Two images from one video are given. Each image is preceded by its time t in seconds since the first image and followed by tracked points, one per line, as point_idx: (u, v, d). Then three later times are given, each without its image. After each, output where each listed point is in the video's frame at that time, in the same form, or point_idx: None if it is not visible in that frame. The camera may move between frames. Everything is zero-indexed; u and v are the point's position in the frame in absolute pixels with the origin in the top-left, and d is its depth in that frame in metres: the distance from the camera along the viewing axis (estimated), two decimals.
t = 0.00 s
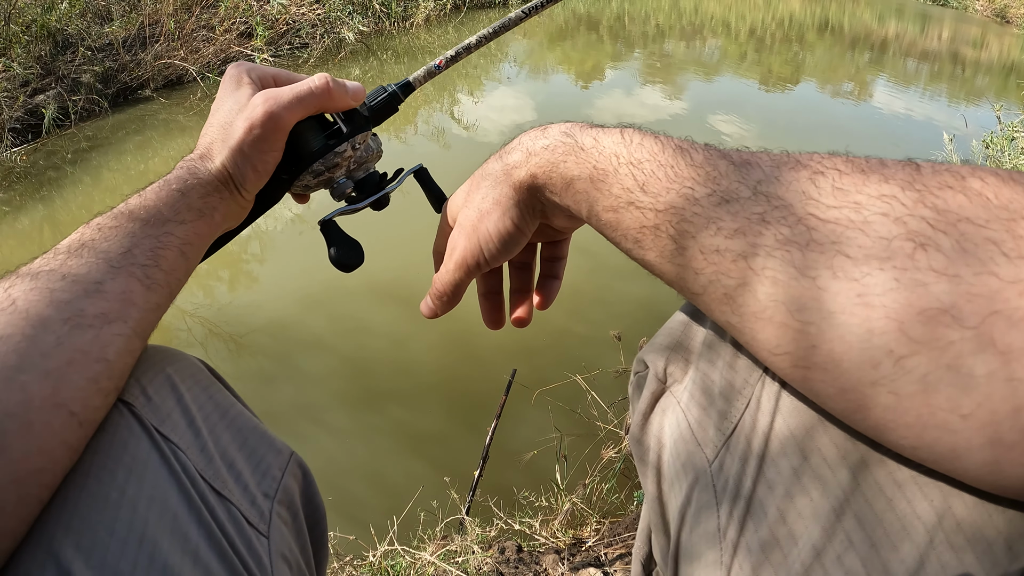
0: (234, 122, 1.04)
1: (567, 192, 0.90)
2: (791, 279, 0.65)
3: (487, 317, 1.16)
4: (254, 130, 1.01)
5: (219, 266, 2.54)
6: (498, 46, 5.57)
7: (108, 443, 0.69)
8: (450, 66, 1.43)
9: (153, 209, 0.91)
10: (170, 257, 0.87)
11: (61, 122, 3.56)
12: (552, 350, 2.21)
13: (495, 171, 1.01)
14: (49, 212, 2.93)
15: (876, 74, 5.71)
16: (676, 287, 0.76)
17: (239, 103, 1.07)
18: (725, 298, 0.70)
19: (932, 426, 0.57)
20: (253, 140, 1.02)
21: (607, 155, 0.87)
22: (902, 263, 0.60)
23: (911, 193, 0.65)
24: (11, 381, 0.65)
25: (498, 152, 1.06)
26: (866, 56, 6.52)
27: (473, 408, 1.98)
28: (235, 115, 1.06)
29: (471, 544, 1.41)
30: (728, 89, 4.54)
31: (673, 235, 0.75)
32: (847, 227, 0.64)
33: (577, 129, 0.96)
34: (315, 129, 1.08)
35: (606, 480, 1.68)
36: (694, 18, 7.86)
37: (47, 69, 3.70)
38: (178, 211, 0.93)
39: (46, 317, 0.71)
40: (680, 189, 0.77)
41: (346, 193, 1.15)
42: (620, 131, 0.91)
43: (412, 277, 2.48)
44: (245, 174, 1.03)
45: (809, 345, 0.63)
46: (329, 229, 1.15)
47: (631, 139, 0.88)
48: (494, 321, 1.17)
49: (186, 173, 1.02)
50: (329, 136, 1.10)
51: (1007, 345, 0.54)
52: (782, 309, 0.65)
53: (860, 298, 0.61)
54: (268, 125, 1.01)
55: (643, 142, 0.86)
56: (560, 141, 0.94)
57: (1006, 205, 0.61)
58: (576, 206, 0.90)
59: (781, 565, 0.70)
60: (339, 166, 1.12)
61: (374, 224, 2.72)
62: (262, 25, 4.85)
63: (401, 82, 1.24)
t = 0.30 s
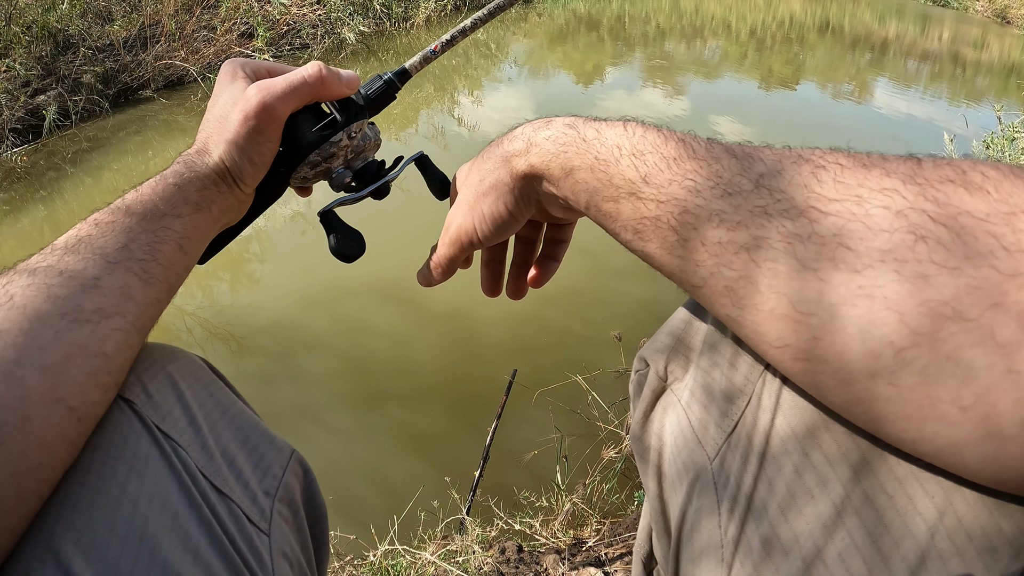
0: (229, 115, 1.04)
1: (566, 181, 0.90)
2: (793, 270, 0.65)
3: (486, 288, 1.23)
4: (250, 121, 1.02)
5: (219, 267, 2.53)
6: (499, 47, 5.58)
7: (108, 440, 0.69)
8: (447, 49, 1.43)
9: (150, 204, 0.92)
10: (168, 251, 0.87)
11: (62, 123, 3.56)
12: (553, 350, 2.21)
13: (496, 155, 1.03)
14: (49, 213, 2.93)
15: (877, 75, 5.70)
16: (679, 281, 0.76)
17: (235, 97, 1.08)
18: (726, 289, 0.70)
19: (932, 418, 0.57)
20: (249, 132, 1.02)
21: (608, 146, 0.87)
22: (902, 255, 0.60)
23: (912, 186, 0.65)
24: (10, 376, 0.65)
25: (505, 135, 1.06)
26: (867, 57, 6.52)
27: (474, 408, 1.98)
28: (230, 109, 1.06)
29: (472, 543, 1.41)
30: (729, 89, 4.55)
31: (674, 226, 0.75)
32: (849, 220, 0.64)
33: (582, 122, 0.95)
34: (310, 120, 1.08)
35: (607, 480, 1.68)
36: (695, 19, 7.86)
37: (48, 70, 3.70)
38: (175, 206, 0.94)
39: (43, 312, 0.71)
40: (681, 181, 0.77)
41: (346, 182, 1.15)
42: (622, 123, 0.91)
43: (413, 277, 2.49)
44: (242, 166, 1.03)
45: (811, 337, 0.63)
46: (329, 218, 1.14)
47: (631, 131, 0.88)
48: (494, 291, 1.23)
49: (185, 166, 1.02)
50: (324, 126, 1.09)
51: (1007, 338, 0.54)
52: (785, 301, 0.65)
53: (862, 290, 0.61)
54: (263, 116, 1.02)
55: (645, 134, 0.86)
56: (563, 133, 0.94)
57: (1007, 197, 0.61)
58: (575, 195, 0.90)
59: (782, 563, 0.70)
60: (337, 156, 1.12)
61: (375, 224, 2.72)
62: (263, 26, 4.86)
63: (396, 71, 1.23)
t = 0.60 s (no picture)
0: (226, 112, 1.05)
1: (560, 185, 0.90)
2: (793, 270, 0.64)
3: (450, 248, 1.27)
4: (249, 111, 1.02)
5: (220, 268, 2.52)
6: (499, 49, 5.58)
7: (109, 440, 0.69)
8: (425, 47, 1.44)
9: (148, 202, 0.92)
10: (166, 248, 0.87)
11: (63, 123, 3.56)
12: (554, 351, 2.21)
13: (505, 148, 1.00)
14: (50, 213, 2.93)
15: (877, 76, 5.72)
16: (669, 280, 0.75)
17: (230, 95, 1.08)
18: (724, 296, 0.69)
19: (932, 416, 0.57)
20: (248, 123, 1.02)
21: (603, 153, 0.87)
22: (897, 259, 0.61)
23: (907, 189, 0.65)
24: (8, 375, 0.65)
25: (506, 130, 1.06)
26: (868, 57, 6.52)
27: (475, 408, 1.98)
28: (226, 106, 1.06)
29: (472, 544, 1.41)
30: (729, 90, 4.55)
31: (671, 233, 0.75)
32: (845, 224, 0.64)
33: (580, 130, 0.95)
34: (303, 113, 1.08)
35: (607, 481, 1.68)
36: (695, 20, 7.88)
37: (49, 70, 3.70)
38: (173, 203, 0.94)
39: (41, 311, 0.71)
40: (678, 187, 0.77)
41: (342, 172, 1.13)
42: (618, 129, 0.90)
43: (414, 278, 2.48)
44: (242, 159, 1.04)
45: (809, 341, 0.63)
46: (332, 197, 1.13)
47: (624, 139, 0.87)
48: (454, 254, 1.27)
49: (183, 165, 1.02)
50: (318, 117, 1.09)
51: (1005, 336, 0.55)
52: (782, 307, 0.65)
53: (858, 293, 0.61)
54: (261, 106, 1.02)
55: (641, 140, 0.86)
56: (565, 140, 0.93)
57: (1000, 196, 0.62)
58: (570, 199, 0.89)
59: (782, 563, 0.70)
60: (332, 145, 1.11)
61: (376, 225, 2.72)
62: (264, 27, 4.86)
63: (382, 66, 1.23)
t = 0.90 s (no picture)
0: (224, 110, 1.05)
1: (542, 213, 0.89)
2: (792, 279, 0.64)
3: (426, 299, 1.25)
4: (246, 107, 1.02)
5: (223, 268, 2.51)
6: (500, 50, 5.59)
7: (110, 442, 0.69)
8: (416, 43, 1.47)
9: (148, 203, 0.92)
10: (166, 250, 0.87)
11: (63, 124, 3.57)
12: (556, 351, 2.21)
13: (478, 174, 0.99)
14: (51, 213, 2.93)
15: (877, 76, 5.72)
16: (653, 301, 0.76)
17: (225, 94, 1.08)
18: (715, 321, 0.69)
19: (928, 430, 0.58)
20: (247, 119, 1.03)
21: (582, 178, 0.87)
22: (887, 281, 0.61)
23: (894, 206, 0.65)
24: (9, 377, 0.65)
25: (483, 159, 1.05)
26: (868, 58, 6.53)
27: (476, 409, 1.99)
28: (223, 104, 1.06)
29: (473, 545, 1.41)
30: (730, 91, 4.56)
31: (657, 263, 0.74)
32: (831, 247, 0.65)
33: (556, 153, 0.95)
34: (301, 110, 1.08)
35: (607, 483, 1.67)
36: (695, 21, 7.89)
37: (50, 70, 3.70)
38: (173, 203, 0.94)
39: (42, 314, 0.71)
40: (660, 212, 0.76)
41: (343, 165, 1.13)
42: (594, 153, 0.91)
43: (416, 278, 2.48)
44: (241, 157, 1.04)
45: (804, 366, 0.63)
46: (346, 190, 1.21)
47: (598, 164, 0.88)
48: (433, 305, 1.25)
49: (183, 165, 1.02)
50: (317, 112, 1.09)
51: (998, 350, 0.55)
52: (773, 332, 0.65)
53: (848, 320, 0.61)
54: (257, 101, 1.02)
55: (619, 164, 0.86)
56: (530, 168, 0.93)
57: (989, 209, 0.63)
58: (552, 227, 0.89)
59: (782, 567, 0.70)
60: (333, 139, 1.11)
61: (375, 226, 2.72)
62: (265, 27, 4.87)
63: (379, 63, 1.23)
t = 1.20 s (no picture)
0: (238, 117, 1.08)
1: (573, 145, 0.94)
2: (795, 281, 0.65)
3: (372, 295, 1.22)
4: (262, 115, 1.05)
5: (222, 269, 2.51)
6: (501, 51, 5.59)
7: (112, 445, 0.69)
8: (421, 68, 1.51)
9: (152, 207, 0.92)
10: (169, 253, 0.87)
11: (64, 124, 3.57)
12: (557, 352, 2.21)
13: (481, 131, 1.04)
14: (52, 214, 2.93)
15: (878, 78, 5.72)
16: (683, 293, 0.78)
17: (238, 102, 1.12)
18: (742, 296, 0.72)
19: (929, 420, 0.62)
20: (260, 126, 1.06)
21: (620, 126, 0.94)
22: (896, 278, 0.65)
23: (923, 176, 0.72)
24: (14, 381, 0.65)
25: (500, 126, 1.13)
26: (869, 59, 6.53)
27: (478, 410, 1.99)
28: (238, 110, 1.10)
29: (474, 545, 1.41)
30: (731, 92, 4.56)
31: (690, 211, 0.78)
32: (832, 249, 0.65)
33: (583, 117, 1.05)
34: (307, 125, 1.09)
35: (608, 484, 1.66)
36: (696, 22, 7.89)
37: (51, 71, 3.71)
38: (177, 207, 0.94)
39: (45, 317, 0.71)
40: (694, 164, 0.82)
41: (343, 183, 1.12)
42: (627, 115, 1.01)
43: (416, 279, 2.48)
44: (251, 163, 1.06)
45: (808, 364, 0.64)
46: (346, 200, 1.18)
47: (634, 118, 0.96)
48: (379, 302, 1.22)
49: (189, 169, 1.03)
50: (321, 129, 1.10)
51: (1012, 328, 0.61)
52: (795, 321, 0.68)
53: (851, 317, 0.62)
54: (275, 110, 1.06)
55: (654, 119, 0.95)
56: (575, 131, 0.97)
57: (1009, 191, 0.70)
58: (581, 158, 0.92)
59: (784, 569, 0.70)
60: (337, 155, 1.10)
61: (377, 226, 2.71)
62: (266, 28, 4.87)
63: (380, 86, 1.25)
